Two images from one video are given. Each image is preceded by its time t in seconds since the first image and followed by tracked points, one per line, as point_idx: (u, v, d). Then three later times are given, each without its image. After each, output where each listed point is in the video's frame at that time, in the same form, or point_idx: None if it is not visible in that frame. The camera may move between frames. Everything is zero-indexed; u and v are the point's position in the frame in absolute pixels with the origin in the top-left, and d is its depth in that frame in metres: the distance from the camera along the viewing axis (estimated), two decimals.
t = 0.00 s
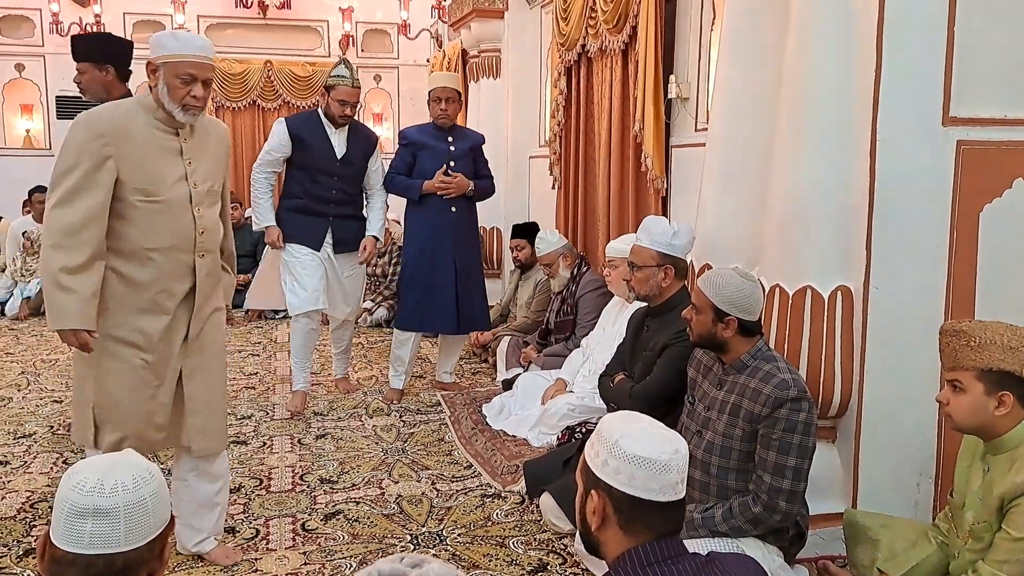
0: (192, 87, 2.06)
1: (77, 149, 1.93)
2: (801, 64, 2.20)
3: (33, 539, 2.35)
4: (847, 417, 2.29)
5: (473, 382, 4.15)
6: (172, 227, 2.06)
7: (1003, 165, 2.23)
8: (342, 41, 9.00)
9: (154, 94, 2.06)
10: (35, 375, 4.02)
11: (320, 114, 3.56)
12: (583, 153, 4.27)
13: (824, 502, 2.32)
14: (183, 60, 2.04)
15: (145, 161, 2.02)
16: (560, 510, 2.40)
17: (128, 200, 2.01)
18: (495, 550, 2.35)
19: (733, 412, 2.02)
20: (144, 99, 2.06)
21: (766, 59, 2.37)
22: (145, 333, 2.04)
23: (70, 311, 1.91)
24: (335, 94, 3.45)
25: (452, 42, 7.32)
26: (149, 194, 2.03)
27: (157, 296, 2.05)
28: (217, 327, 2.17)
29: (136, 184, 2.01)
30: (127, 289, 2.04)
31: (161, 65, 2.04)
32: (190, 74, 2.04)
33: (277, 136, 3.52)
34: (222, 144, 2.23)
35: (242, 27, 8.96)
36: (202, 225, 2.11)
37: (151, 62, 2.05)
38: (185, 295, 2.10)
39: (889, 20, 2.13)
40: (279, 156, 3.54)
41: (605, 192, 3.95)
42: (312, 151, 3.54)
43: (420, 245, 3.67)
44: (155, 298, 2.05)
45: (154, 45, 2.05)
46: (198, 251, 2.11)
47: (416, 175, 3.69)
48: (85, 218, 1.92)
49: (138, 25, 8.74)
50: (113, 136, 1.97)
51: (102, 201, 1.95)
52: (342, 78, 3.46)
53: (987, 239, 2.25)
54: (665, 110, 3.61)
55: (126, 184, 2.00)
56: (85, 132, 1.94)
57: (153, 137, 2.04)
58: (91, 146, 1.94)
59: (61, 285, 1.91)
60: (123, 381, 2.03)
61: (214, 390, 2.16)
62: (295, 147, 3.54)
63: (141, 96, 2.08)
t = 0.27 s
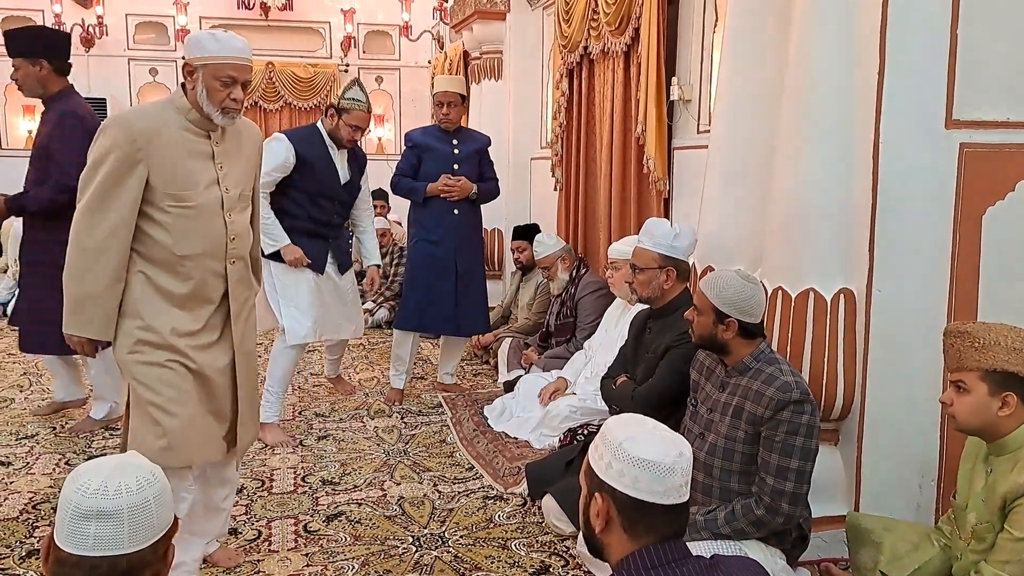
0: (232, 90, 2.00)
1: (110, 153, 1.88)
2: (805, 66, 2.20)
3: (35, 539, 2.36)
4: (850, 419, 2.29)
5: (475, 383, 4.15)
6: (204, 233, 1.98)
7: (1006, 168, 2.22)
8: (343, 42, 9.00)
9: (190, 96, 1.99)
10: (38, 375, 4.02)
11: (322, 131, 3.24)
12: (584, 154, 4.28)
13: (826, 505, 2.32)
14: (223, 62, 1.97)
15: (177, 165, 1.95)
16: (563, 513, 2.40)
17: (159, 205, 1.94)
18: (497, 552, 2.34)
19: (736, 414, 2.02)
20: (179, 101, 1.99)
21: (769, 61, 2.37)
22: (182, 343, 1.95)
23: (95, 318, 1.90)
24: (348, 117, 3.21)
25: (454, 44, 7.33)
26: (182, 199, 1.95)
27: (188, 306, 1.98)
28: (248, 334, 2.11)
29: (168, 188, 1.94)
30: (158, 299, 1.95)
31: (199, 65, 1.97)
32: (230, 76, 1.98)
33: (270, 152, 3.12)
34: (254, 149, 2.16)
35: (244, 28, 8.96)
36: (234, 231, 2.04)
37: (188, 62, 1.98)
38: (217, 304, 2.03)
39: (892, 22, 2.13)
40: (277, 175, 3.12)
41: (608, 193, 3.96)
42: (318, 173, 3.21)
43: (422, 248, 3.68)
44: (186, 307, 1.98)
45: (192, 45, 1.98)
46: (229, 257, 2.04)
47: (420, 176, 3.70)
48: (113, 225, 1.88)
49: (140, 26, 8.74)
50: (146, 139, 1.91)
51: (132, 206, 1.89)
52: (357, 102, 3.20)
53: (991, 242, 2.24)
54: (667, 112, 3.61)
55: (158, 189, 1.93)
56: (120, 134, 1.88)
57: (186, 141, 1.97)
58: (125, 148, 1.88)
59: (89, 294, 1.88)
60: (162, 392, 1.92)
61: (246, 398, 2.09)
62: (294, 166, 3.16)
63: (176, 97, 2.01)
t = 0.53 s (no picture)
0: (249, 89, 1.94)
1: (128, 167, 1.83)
2: (808, 67, 2.20)
3: (37, 539, 2.36)
4: (852, 421, 2.29)
5: (476, 384, 4.14)
6: (230, 245, 1.93)
7: (1008, 169, 2.22)
8: (345, 43, 9.00)
9: (204, 98, 1.95)
10: (39, 375, 4.02)
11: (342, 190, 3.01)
12: (586, 155, 4.28)
13: (828, 506, 2.32)
14: (237, 61, 1.92)
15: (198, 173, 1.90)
16: (564, 513, 2.40)
17: (183, 218, 1.89)
18: (499, 553, 2.34)
19: (739, 415, 2.02)
20: (194, 106, 1.95)
21: (772, 62, 2.37)
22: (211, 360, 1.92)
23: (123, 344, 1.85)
24: (373, 191, 3.03)
25: (456, 45, 7.33)
26: (206, 211, 1.90)
27: (216, 321, 1.94)
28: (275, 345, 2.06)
29: (191, 199, 1.89)
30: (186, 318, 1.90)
31: (212, 65, 1.92)
32: (248, 75, 1.93)
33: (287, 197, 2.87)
34: (268, 151, 2.12)
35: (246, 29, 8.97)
36: (261, 239, 2.00)
37: (200, 63, 1.93)
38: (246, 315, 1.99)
39: (895, 22, 2.12)
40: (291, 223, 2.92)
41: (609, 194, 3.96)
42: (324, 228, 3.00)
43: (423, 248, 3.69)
44: (214, 323, 1.94)
45: (203, 45, 1.92)
46: (257, 267, 1.99)
47: (423, 177, 3.70)
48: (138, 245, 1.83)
49: (143, 26, 8.74)
50: (165, 149, 1.86)
51: (156, 222, 1.85)
52: (385, 174, 3.05)
53: (993, 243, 2.24)
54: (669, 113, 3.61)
55: (181, 201, 1.88)
56: (137, 146, 1.83)
57: (205, 148, 1.93)
58: (143, 160, 1.83)
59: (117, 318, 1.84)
60: (190, 409, 1.89)
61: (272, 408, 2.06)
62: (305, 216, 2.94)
63: (190, 101, 1.96)
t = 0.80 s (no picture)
0: (269, 83, 1.80)
1: (150, 173, 1.67)
2: (812, 70, 2.20)
3: (40, 539, 2.36)
4: (854, 423, 2.29)
5: (479, 386, 4.14)
6: (251, 250, 1.82)
7: (1011, 172, 2.22)
8: (348, 44, 9.01)
9: (221, 91, 1.80)
10: (43, 376, 4.02)
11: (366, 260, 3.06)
12: (588, 157, 4.28)
13: (830, 508, 2.32)
14: (257, 53, 1.76)
15: (217, 176, 1.77)
16: (567, 515, 2.40)
17: (204, 224, 1.76)
18: (502, 554, 2.35)
19: (741, 417, 2.03)
20: (209, 99, 1.79)
21: (775, 64, 2.37)
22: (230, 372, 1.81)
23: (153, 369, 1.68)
24: (397, 259, 3.09)
25: (459, 46, 7.34)
26: (227, 216, 1.78)
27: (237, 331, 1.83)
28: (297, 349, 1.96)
29: (212, 204, 1.76)
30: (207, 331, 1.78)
31: (230, 58, 1.77)
32: (269, 68, 1.78)
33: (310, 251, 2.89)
34: (281, 143, 1.99)
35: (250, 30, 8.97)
36: (278, 240, 1.88)
37: (217, 54, 1.77)
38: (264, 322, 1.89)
39: (898, 25, 2.12)
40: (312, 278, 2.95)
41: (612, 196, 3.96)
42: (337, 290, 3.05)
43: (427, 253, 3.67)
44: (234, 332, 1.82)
45: (218, 35, 1.76)
46: (275, 271, 1.88)
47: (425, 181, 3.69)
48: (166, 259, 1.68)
49: (146, 27, 8.75)
50: (184, 151, 1.72)
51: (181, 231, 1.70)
52: (409, 244, 3.10)
53: (996, 245, 2.24)
54: (672, 115, 3.61)
55: (201, 207, 1.75)
56: (156, 148, 1.68)
57: (223, 148, 1.79)
58: (164, 164, 1.68)
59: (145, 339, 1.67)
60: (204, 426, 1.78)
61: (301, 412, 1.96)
62: (327, 274, 2.97)
63: (205, 93, 1.81)
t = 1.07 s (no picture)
0: (312, 84, 1.75)
1: (184, 168, 1.63)
2: (817, 71, 2.20)
3: (44, 540, 2.36)
4: (859, 425, 2.29)
5: (483, 387, 4.14)
6: (282, 253, 1.77)
7: (1016, 174, 2.22)
8: (352, 45, 9.02)
9: (260, 91, 1.75)
10: (47, 376, 4.02)
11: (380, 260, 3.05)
12: (592, 158, 4.28)
13: (834, 510, 2.32)
14: (300, 53, 1.71)
15: (251, 176, 1.73)
16: (571, 516, 2.40)
17: (237, 224, 1.71)
18: (505, 555, 2.35)
19: (745, 419, 2.02)
20: (246, 98, 1.76)
21: (780, 66, 2.37)
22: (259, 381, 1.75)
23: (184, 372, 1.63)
24: (410, 252, 3.09)
25: (463, 48, 7.34)
26: (257, 216, 1.73)
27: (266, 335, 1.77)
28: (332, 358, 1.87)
29: (244, 203, 1.72)
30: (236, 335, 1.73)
31: (274, 57, 1.71)
32: (312, 69, 1.73)
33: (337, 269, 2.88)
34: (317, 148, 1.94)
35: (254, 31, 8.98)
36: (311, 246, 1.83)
37: (259, 53, 1.72)
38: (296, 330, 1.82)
39: (903, 27, 2.12)
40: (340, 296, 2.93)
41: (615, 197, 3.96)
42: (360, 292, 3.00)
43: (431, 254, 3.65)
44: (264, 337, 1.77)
45: (259, 34, 1.71)
46: (306, 277, 1.82)
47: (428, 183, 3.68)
48: (201, 258, 1.64)
49: (150, 28, 8.77)
50: (219, 149, 1.68)
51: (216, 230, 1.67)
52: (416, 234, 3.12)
53: (1001, 247, 2.24)
54: (676, 116, 3.61)
55: (234, 206, 1.70)
56: (191, 144, 1.65)
57: (259, 147, 1.75)
58: (198, 160, 1.64)
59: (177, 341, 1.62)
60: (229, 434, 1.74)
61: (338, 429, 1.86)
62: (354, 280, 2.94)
63: (242, 92, 1.77)
